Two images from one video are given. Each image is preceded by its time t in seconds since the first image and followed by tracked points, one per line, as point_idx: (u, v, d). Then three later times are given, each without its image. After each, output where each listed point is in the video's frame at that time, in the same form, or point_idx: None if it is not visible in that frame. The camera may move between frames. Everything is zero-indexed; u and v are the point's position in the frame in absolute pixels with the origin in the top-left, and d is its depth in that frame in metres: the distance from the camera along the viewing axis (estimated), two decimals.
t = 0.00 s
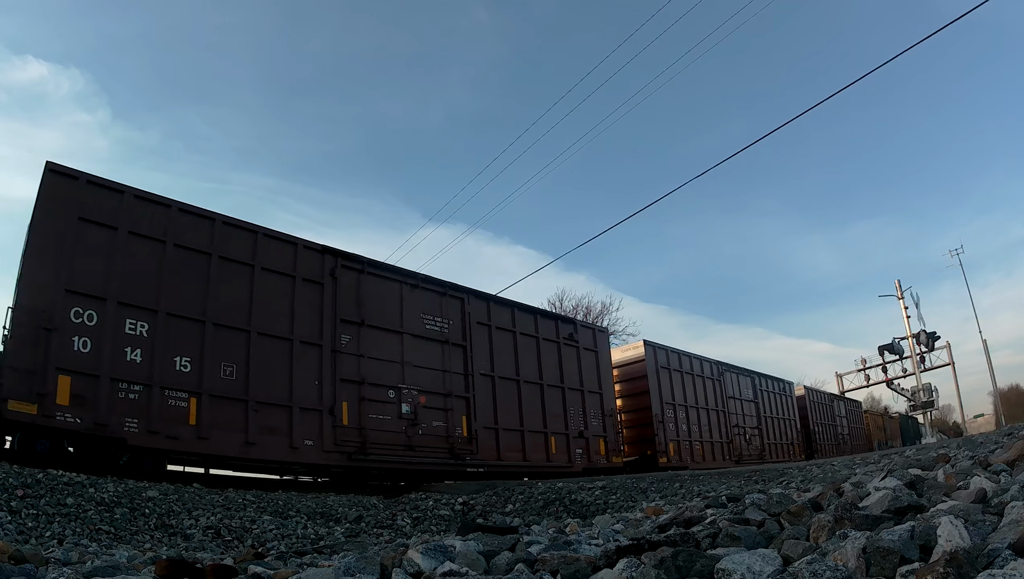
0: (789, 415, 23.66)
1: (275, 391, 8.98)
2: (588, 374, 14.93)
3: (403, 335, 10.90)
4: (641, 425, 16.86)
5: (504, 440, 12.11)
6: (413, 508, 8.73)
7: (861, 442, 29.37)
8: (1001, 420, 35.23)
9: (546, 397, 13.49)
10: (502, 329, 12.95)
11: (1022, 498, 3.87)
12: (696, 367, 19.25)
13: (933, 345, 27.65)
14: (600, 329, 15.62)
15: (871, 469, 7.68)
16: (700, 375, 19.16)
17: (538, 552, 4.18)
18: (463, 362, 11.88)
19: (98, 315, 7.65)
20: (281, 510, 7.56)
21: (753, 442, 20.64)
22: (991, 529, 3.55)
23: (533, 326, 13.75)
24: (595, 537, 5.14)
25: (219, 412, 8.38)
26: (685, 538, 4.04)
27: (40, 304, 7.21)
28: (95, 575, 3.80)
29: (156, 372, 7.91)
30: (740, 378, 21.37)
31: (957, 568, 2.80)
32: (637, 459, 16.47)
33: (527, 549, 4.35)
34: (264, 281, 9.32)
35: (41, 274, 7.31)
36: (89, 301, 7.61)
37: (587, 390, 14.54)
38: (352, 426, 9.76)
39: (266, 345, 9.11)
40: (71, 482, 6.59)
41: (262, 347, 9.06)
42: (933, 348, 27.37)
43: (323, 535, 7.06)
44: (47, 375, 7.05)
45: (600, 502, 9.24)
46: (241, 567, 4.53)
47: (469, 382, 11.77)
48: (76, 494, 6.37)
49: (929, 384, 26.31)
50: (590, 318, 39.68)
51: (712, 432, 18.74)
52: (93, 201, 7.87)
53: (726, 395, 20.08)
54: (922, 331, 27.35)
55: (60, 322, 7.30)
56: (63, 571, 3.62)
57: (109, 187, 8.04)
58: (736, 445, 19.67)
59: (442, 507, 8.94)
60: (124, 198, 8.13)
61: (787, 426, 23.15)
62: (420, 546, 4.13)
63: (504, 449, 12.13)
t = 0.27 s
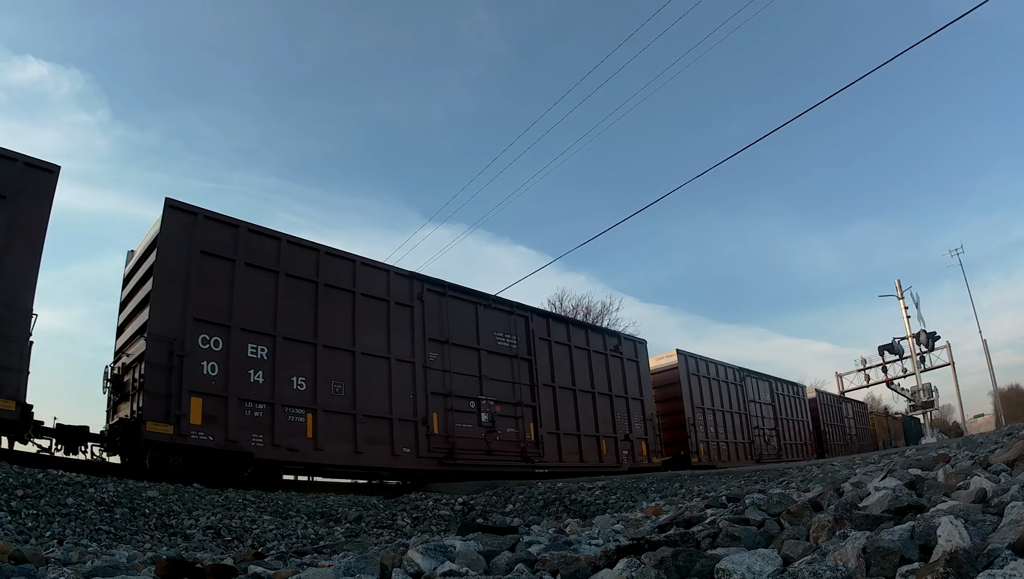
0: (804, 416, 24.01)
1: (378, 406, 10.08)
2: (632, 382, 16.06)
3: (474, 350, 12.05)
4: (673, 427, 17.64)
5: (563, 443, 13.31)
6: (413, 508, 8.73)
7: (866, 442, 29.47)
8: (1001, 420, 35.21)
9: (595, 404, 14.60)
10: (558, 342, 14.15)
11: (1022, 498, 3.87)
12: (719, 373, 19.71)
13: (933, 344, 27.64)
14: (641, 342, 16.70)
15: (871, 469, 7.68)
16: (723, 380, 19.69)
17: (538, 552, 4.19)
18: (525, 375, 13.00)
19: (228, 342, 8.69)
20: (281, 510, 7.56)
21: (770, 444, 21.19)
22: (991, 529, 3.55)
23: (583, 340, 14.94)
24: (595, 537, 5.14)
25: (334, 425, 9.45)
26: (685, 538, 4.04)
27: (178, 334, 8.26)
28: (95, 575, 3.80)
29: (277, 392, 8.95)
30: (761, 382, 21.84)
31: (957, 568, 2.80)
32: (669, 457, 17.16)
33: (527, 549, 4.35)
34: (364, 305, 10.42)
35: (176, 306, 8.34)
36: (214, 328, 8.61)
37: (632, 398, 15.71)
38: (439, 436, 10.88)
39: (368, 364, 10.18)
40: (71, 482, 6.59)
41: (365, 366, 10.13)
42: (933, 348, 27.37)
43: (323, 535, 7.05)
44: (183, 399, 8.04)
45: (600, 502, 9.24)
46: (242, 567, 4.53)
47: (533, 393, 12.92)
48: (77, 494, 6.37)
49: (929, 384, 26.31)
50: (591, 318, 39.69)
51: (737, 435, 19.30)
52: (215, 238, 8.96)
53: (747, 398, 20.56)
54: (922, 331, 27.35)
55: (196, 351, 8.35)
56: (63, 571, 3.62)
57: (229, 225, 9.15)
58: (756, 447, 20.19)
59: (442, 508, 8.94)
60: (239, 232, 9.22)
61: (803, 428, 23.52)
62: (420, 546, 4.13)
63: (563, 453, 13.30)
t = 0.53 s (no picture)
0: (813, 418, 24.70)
1: (459, 412, 11.76)
2: (666, 389, 17.53)
3: (539, 362, 13.82)
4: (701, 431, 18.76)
5: (613, 447, 14.80)
6: (413, 508, 8.73)
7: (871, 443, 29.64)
8: (1001, 420, 35.20)
9: (631, 411, 15.90)
10: (606, 354, 15.75)
11: (1023, 498, 3.87)
12: (737, 377, 20.57)
13: (934, 344, 27.63)
14: (674, 350, 18.20)
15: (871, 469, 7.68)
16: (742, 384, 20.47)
17: (538, 552, 4.18)
18: (577, 384, 14.61)
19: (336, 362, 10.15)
20: (281, 510, 7.56)
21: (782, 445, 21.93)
22: (991, 529, 3.55)
23: (623, 350, 16.41)
24: (595, 538, 5.14)
25: (427, 433, 11.04)
26: (685, 538, 4.04)
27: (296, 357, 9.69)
28: (95, 575, 3.80)
29: (378, 406, 10.44)
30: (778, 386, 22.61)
31: (957, 568, 2.80)
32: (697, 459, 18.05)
33: (527, 549, 4.35)
34: (449, 323, 12.18)
35: (291, 333, 9.75)
36: (323, 349, 10.04)
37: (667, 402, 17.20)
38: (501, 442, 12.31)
39: (451, 376, 11.88)
40: (71, 482, 6.59)
41: (448, 379, 11.76)
42: (933, 348, 27.38)
43: (323, 535, 7.06)
44: (301, 414, 9.43)
45: (600, 502, 9.24)
46: (242, 566, 4.54)
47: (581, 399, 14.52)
48: (76, 494, 6.38)
49: (929, 384, 26.30)
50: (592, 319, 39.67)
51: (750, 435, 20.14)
52: (321, 268, 10.45)
53: (764, 401, 21.33)
54: (923, 331, 27.35)
55: (309, 372, 9.75)
56: (63, 571, 3.62)
57: (336, 259, 10.65)
58: (770, 447, 20.94)
59: (442, 508, 8.94)
60: (339, 261, 10.71)
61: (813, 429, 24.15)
62: (420, 546, 4.13)
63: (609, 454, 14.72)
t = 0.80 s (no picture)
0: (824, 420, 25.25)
1: (528, 419, 12.77)
2: (699, 394, 18.35)
3: (592, 373, 14.78)
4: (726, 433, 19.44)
5: (654, 447, 15.77)
6: (413, 508, 8.74)
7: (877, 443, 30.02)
8: (1001, 420, 35.17)
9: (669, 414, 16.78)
10: (647, 362, 16.71)
11: (1023, 498, 3.88)
12: (757, 382, 21.26)
13: (933, 345, 27.64)
14: (703, 359, 18.96)
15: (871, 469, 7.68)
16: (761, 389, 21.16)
17: (538, 552, 4.19)
18: (623, 392, 15.52)
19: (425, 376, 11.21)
20: (281, 510, 7.56)
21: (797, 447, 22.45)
22: (991, 529, 3.55)
23: (662, 358, 17.37)
24: (594, 537, 5.14)
25: (502, 440, 12.10)
26: (685, 538, 4.04)
27: (392, 372, 10.69)
28: (95, 575, 3.81)
29: (463, 416, 11.51)
30: (794, 391, 23.22)
31: (957, 568, 2.80)
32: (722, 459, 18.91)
33: (527, 549, 4.35)
34: (517, 339, 13.19)
35: (388, 351, 10.75)
36: (416, 366, 11.09)
37: (701, 406, 18.02)
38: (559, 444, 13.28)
39: (520, 387, 12.87)
40: (71, 482, 6.59)
41: (518, 390, 12.80)
42: (933, 348, 27.38)
43: (323, 535, 7.06)
44: (400, 425, 10.44)
45: (600, 502, 9.24)
46: (241, 566, 4.54)
47: (628, 403, 15.46)
48: (76, 494, 6.37)
49: (929, 384, 26.29)
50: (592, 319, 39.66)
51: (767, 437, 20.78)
52: (409, 292, 11.48)
53: (782, 404, 22.01)
54: (923, 331, 27.35)
55: (405, 385, 10.79)
56: (63, 571, 3.62)
57: (422, 285, 11.73)
58: (787, 449, 21.54)
59: (442, 508, 8.94)
60: (425, 284, 11.78)
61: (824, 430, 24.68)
62: (419, 546, 4.13)
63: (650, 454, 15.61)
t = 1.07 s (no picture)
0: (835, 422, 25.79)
1: (584, 425, 13.78)
2: (725, 399, 19.08)
3: (635, 381, 15.74)
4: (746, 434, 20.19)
5: (690, 448, 16.70)
6: (413, 508, 8.74)
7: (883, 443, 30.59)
8: (1001, 420, 35.16)
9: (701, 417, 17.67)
10: (681, 370, 17.62)
11: (1022, 498, 3.87)
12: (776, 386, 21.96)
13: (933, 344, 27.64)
14: (725, 365, 19.58)
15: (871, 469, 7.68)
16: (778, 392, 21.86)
17: (538, 552, 4.19)
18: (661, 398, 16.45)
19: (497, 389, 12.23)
20: (281, 510, 7.56)
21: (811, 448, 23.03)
22: (991, 529, 3.55)
23: (693, 365, 18.26)
24: (594, 537, 5.14)
25: (563, 444, 13.14)
26: (685, 538, 4.04)
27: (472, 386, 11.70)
28: (95, 575, 3.80)
29: (530, 423, 12.57)
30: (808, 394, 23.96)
31: (957, 568, 2.80)
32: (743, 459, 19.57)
33: (527, 549, 4.35)
34: (572, 352, 14.23)
35: (469, 367, 11.80)
36: (491, 379, 12.16)
37: (727, 409, 18.84)
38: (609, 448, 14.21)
39: (576, 396, 13.91)
40: (71, 482, 6.59)
41: (574, 399, 13.79)
42: (933, 348, 27.38)
43: (323, 535, 7.06)
44: (481, 432, 11.50)
45: (600, 502, 9.24)
46: (241, 566, 4.54)
47: (667, 409, 16.36)
48: (76, 494, 6.37)
49: (929, 384, 26.29)
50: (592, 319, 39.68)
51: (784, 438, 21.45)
52: (483, 311, 12.54)
53: (798, 406, 22.76)
54: (922, 331, 27.35)
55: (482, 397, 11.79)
56: (63, 571, 3.62)
57: (495, 306, 12.75)
58: (802, 449, 22.29)
59: (442, 507, 8.94)
60: (496, 304, 12.85)
61: (835, 431, 25.19)
62: (419, 546, 4.13)
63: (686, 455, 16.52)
